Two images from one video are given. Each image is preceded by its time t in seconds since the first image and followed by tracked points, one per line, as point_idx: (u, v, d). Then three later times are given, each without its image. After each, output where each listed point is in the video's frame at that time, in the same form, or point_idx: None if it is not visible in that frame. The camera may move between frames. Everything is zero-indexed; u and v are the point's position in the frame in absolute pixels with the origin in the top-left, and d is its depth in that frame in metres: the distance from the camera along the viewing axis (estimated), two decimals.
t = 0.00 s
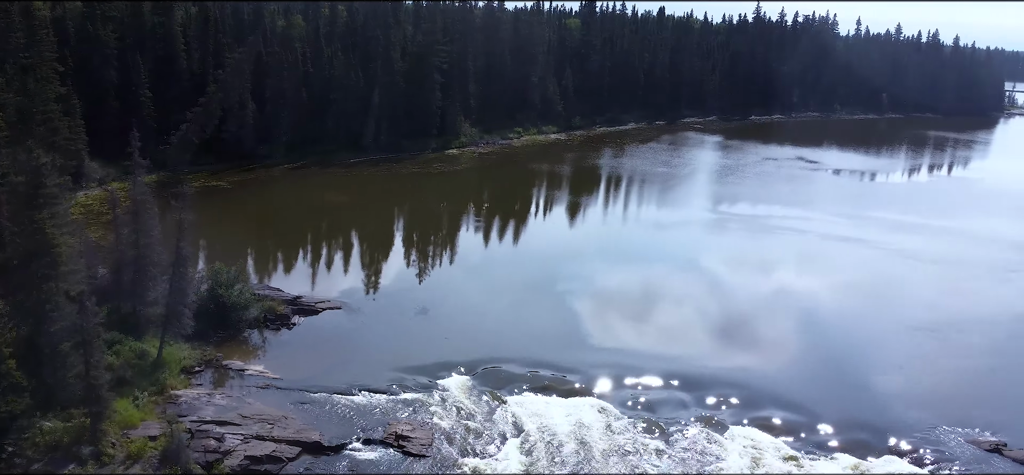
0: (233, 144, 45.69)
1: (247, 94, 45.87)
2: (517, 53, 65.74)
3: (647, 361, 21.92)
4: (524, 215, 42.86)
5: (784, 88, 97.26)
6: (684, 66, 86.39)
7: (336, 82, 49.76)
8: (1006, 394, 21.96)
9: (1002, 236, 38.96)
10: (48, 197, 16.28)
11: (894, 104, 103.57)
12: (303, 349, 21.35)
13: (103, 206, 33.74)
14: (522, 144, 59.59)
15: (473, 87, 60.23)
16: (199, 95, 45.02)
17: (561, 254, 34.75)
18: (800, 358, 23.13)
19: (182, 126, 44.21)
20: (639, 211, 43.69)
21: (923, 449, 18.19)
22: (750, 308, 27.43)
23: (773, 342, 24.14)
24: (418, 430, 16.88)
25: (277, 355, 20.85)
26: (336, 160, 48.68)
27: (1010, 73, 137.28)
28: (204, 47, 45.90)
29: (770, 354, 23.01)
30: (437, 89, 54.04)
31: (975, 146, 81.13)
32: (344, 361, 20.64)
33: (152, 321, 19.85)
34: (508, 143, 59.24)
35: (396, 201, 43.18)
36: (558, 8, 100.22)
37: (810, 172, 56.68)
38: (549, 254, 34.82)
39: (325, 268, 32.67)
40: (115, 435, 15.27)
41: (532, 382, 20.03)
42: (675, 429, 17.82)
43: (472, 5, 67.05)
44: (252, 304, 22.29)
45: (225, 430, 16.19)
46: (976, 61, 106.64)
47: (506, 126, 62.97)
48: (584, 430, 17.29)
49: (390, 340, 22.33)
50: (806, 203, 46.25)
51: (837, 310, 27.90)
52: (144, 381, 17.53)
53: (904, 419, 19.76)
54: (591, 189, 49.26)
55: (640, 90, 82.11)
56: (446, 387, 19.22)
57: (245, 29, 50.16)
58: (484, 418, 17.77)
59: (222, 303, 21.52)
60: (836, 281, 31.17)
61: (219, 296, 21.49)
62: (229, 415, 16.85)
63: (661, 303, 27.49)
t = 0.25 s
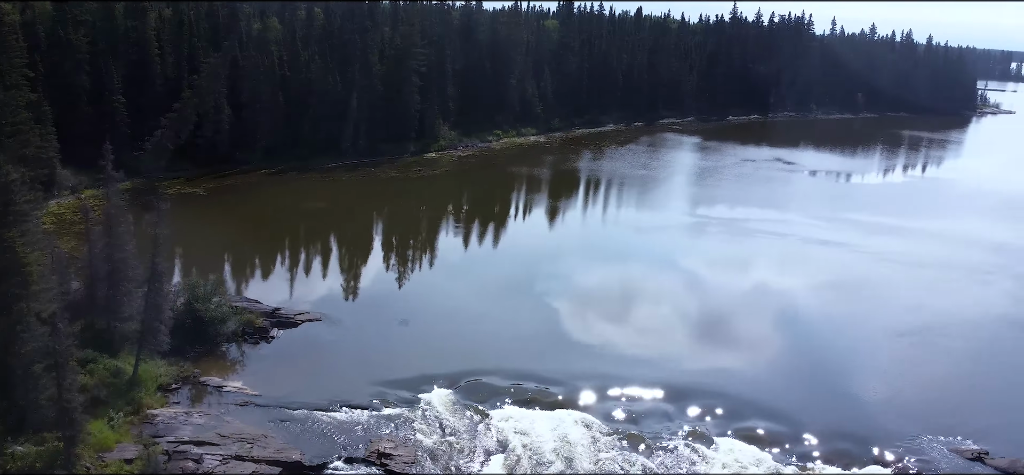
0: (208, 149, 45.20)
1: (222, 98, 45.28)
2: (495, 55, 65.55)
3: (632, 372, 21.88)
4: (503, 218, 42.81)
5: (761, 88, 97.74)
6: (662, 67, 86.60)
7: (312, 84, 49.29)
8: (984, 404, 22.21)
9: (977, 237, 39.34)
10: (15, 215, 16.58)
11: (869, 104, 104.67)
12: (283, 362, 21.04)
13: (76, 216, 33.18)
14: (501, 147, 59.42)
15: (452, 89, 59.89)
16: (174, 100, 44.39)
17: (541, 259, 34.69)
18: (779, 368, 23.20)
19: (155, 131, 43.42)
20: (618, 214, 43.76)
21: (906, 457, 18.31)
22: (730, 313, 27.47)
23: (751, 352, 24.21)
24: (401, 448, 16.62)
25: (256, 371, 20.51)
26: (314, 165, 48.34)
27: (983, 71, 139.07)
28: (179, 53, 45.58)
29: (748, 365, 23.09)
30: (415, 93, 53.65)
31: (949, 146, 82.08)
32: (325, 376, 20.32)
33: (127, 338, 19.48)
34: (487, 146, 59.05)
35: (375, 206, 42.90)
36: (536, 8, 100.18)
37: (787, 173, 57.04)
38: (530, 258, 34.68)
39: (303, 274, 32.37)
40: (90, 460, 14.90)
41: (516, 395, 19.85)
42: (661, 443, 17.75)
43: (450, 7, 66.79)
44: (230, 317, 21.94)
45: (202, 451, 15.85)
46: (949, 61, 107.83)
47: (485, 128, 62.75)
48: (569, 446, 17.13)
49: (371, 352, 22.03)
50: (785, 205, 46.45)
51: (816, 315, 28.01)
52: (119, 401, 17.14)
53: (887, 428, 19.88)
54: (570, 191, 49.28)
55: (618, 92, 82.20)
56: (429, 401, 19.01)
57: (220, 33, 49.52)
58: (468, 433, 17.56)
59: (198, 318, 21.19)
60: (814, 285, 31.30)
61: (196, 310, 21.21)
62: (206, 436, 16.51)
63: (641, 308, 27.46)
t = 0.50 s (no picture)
0: (184, 154, 44.44)
1: (198, 102, 44.79)
2: (474, 57, 65.36)
3: (615, 381, 21.81)
4: (482, 221, 42.71)
5: (739, 89, 98.20)
6: (640, 68, 86.71)
7: (290, 87, 48.76)
8: (964, 412, 22.39)
9: (953, 239, 39.69)
10: None
11: (844, 104, 105.64)
12: (261, 377, 20.71)
13: (47, 225, 32.54)
14: (480, 150, 59.27)
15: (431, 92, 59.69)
16: (148, 105, 43.93)
17: (522, 262, 34.58)
18: (759, 376, 23.13)
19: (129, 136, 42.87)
20: (597, 216, 43.77)
21: (890, 468, 18.58)
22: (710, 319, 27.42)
23: (731, 358, 24.14)
24: (384, 466, 16.36)
25: (234, 386, 20.17)
26: (291, 169, 47.91)
27: (954, 70, 140.78)
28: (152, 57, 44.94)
29: (729, 373, 23.03)
30: (394, 96, 53.34)
31: (923, 146, 82.96)
32: (306, 390, 20.04)
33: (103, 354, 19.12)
34: (466, 149, 58.86)
35: (354, 210, 42.60)
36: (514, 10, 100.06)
37: (765, 175, 57.35)
38: (510, 262, 34.56)
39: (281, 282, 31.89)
40: None
41: (499, 407, 19.66)
42: (646, 457, 17.65)
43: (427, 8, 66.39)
44: (208, 331, 21.61)
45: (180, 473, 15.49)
46: (923, 60, 109.00)
47: (464, 131, 62.51)
48: (554, 461, 16.97)
49: (352, 365, 21.77)
50: (763, 207, 46.64)
51: (795, 320, 28.05)
52: (94, 421, 16.77)
53: (869, 437, 19.95)
54: (549, 193, 49.25)
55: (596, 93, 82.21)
56: (412, 416, 18.76)
57: (195, 37, 49.09)
58: (451, 450, 17.34)
59: (176, 333, 20.82)
60: (794, 290, 31.36)
61: (172, 325, 20.79)
62: (184, 456, 16.16)
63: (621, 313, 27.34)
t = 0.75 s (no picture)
0: (160, 160, 43.77)
1: (173, 107, 44.18)
2: (452, 59, 65.06)
3: (599, 392, 21.82)
4: (462, 224, 42.62)
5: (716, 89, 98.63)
6: (618, 69, 86.85)
7: (266, 92, 48.07)
8: (943, 417, 22.52)
9: (929, 241, 40.01)
10: None
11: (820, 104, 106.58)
12: (239, 393, 20.40)
13: (19, 235, 31.99)
14: (459, 153, 59.04)
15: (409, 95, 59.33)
16: (122, 110, 43.47)
17: (502, 267, 34.45)
18: (733, 385, 23.17)
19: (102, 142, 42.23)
20: (577, 219, 43.75)
21: None
22: (687, 327, 27.31)
23: (706, 368, 24.16)
24: None
25: (212, 401, 19.87)
26: (269, 173, 47.44)
27: (927, 69, 142.23)
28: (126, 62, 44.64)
29: (705, 384, 23.00)
30: (372, 99, 52.74)
31: (898, 145, 83.74)
32: (286, 405, 19.81)
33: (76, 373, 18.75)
34: (445, 152, 58.62)
35: (332, 215, 42.30)
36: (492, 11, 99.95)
37: (743, 176, 57.57)
38: (491, 267, 34.42)
39: (260, 289, 31.50)
40: None
41: (482, 420, 19.55)
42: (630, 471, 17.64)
43: (405, 10, 66.07)
44: (185, 345, 21.34)
45: None
46: (898, 60, 109.97)
47: (443, 133, 62.20)
48: None
49: (333, 379, 21.57)
50: (742, 209, 46.78)
51: (773, 326, 28.07)
52: (67, 443, 16.54)
53: (850, 446, 20.07)
54: (528, 196, 49.16)
55: (575, 94, 82.20)
56: (394, 431, 18.61)
57: (170, 42, 48.68)
58: (435, 466, 17.20)
59: (152, 349, 20.48)
60: (773, 295, 31.39)
61: (149, 342, 20.47)
62: None
63: (598, 322, 27.29)
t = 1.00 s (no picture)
0: (135, 167, 43.06)
1: (146, 113, 43.38)
2: (430, 61, 64.69)
3: (582, 401, 21.81)
4: (441, 227, 42.58)
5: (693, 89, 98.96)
6: (596, 70, 86.84)
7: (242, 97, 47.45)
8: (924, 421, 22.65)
9: (906, 242, 40.35)
10: None
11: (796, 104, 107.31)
12: (218, 409, 20.12)
13: None
14: (437, 155, 58.77)
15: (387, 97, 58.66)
16: (94, 117, 42.90)
17: (482, 272, 34.27)
18: (716, 392, 23.09)
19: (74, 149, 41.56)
20: (556, 221, 43.74)
21: None
22: (669, 336, 27.19)
23: (687, 376, 24.07)
24: None
25: (190, 418, 19.57)
26: (245, 179, 46.90)
27: (900, 67, 143.56)
28: (98, 68, 44.19)
29: (686, 393, 22.89)
30: (350, 103, 52.11)
31: (873, 144, 84.53)
32: (267, 421, 19.57)
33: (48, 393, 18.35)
34: (424, 154, 58.29)
35: (310, 219, 42.00)
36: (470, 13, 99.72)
37: (721, 178, 57.73)
38: (471, 271, 34.25)
39: (238, 297, 31.16)
40: None
41: (466, 434, 19.49)
42: None
43: (382, 12, 65.65)
44: (162, 360, 20.95)
45: None
46: (872, 59, 110.92)
47: (421, 136, 61.82)
48: None
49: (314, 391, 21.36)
50: (721, 211, 46.90)
51: (754, 332, 28.12)
52: (39, 468, 16.27)
53: (831, 454, 20.21)
54: (507, 199, 49.04)
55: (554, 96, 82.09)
56: (377, 447, 18.49)
57: (143, 45, 47.85)
58: None
59: (127, 365, 20.05)
60: (753, 301, 31.45)
61: (124, 358, 20.05)
62: None
63: (578, 329, 27.11)
